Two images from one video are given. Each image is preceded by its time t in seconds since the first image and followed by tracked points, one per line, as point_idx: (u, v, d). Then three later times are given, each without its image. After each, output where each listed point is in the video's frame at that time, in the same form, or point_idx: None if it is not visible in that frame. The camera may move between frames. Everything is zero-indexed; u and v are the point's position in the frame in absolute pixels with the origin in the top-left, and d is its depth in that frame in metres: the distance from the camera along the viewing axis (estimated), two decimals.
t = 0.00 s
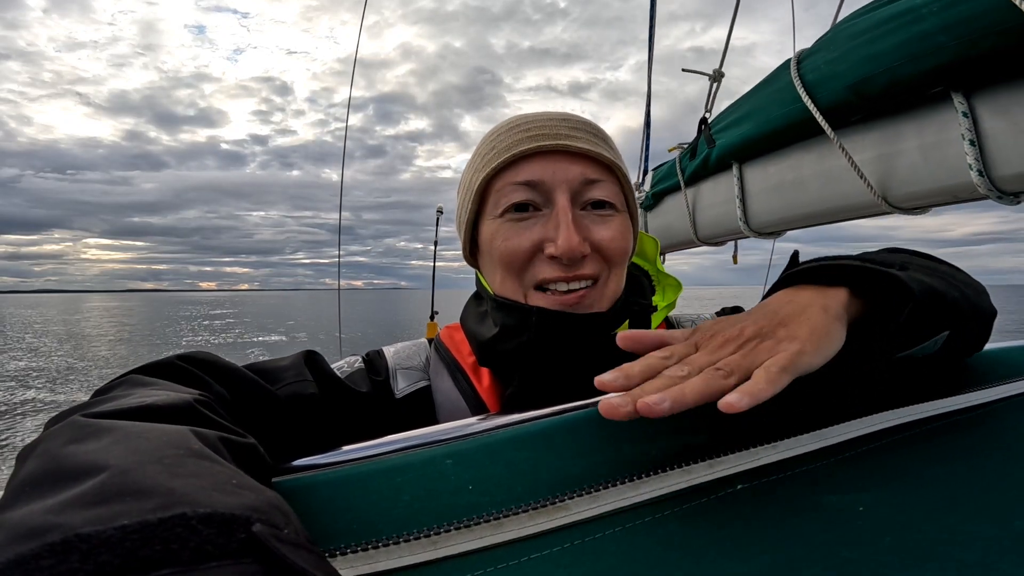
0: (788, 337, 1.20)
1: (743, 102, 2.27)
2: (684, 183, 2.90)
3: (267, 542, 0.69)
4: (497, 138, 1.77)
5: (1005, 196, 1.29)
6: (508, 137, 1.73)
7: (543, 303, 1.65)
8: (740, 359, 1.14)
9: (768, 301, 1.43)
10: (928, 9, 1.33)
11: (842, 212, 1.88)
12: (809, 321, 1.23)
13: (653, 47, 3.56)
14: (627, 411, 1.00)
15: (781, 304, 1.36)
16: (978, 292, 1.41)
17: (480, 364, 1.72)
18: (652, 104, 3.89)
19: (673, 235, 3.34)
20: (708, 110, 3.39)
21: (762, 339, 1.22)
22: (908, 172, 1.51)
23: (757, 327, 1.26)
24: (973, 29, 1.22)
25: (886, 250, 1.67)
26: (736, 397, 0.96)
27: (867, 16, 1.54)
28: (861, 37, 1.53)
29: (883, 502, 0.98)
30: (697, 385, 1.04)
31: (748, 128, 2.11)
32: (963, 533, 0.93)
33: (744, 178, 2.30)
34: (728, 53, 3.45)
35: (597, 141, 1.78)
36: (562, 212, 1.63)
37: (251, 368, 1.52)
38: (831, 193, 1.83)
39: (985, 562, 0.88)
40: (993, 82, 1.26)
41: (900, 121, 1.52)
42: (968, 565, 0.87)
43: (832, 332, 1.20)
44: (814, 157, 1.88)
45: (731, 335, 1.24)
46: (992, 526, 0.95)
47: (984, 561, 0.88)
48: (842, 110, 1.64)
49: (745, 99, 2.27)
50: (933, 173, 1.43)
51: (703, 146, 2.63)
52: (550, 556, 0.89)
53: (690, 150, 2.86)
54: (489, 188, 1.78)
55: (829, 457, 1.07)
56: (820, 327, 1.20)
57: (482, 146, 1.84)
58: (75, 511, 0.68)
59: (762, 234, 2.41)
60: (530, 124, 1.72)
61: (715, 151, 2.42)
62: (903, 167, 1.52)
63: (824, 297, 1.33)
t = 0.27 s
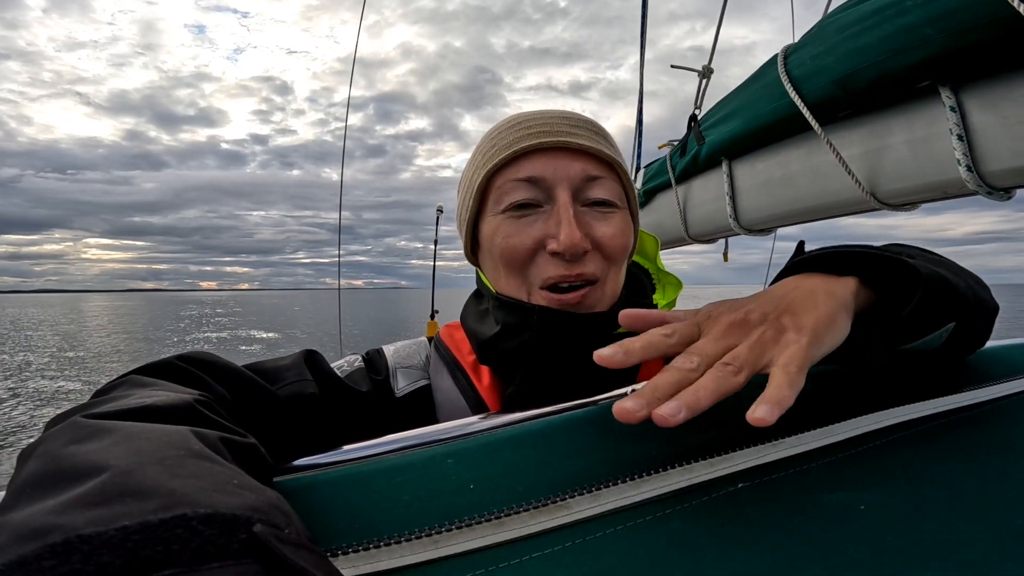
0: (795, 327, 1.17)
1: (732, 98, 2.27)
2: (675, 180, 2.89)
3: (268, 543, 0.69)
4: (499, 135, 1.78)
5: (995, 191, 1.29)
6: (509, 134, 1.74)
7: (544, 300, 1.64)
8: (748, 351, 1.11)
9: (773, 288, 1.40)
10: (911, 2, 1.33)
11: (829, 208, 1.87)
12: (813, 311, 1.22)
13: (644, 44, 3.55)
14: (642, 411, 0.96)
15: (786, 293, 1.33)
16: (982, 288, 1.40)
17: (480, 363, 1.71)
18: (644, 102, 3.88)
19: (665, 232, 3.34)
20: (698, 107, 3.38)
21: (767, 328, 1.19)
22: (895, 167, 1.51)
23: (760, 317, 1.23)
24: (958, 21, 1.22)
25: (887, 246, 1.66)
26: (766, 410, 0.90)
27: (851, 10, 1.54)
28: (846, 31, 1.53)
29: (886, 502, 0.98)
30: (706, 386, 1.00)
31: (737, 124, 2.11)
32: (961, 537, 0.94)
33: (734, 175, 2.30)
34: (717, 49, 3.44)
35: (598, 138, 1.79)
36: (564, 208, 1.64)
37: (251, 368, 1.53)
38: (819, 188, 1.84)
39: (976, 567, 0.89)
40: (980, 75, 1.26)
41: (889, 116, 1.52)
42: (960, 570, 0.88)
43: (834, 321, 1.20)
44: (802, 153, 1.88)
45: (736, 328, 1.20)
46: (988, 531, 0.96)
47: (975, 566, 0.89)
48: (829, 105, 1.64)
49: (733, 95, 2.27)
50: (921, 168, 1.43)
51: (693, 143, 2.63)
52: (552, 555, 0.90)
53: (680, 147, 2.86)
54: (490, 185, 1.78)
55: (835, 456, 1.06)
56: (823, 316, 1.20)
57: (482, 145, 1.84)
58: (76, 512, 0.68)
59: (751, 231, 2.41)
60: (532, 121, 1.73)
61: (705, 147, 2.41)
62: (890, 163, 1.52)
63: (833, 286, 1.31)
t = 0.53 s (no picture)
0: (792, 424, 1.09)
1: (727, 94, 2.27)
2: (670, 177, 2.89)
3: (261, 542, 0.69)
4: (489, 133, 1.77)
5: (991, 187, 1.29)
6: (498, 132, 1.73)
7: (532, 296, 1.66)
8: (740, 446, 1.06)
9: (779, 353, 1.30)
10: None
11: (824, 205, 1.86)
12: (819, 400, 1.13)
13: (641, 42, 3.54)
14: (616, 509, 0.95)
15: (794, 367, 1.21)
16: (993, 323, 1.37)
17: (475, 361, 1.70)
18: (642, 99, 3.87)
19: (660, 230, 3.34)
20: (694, 105, 3.38)
21: (766, 422, 1.10)
22: (890, 164, 1.50)
23: (763, 401, 1.13)
24: (951, 15, 1.22)
25: (893, 258, 1.63)
26: (726, 509, 0.94)
27: (844, 5, 1.54)
28: (840, 26, 1.53)
29: (889, 500, 0.97)
30: (683, 490, 0.97)
31: (731, 121, 2.12)
32: (975, 530, 0.91)
33: (729, 172, 2.30)
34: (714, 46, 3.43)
35: (588, 135, 1.78)
36: (552, 204, 1.64)
37: (248, 367, 1.53)
38: (812, 185, 1.83)
39: (994, 557, 0.85)
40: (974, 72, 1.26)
41: (881, 113, 1.52)
42: (976, 561, 0.84)
43: (834, 418, 1.12)
44: (797, 149, 1.88)
45: (737, 409, 1.11)
46: (1006, 520, 0.93)
47: (993, 557, 0.85)
48: (823, 100, 1.64)
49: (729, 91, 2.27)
50: (915, 164, 1.42)
51: (688, 140, 2.64)
52: (551, 553, 0.88)
53: (676, 144, 2.86)
54: (480, 182, 1.78)
55: (819, 457, 1.10)
56: (826, 413, 1.12)
57: (474, 143, 1.84)
58: (71, 512, 0.69)
59: (745, 229, 2.41)
60: (520, 119, 1.72)
61: (701, 145, 2.42)
62: (884, 160, 1.51)
63: (845, 366, 1.20)
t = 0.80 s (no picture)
0: (786, 434, 1.09)
1: (727, 93, 2.27)
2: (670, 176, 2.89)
3: (254, 543, 0.69)
4: (477, 136, 1.78)
5: (991, 185, 1.29)
6: (485, 134, 1.73)
7: (520, 295, 1.66)
8: (729, 451, 1.06)
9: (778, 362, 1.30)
10: None
11: (824, 203, 1.85)
12: (812, 413, 1.13)
13: (640, 41, 3.54)
14: (595, 503, 0.96)
15: (792, 377, 1.21)
16: (991, 326, 1.38)
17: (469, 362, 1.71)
18: (642, 98, 3.87)
19: (660, 228, 3.33)
20: (693, 104, 3.38)
21: (761, 431, 1.10)
22: (889, 162, 1.50)
23: (758, 411, 1.13)
24: (952, 13, 1.22)
25: (896, 256, 1.63)
26: (701, 508, 0.94)
27: (844, 4, 1.55)
28: (839, 25, 1.54)
29: (890, 499, 0.97)
30: (664, 489, 0.98)
31: (731, 120, 2.12)
32: (975, 529, 0.91)
33: (730, 171, 2.30)
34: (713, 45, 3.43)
35: (575, 135, 1.78)
36: (537, 204, 1.64)
37: (246, 368, 1.53)
38: (812, 183, 1.83)
39: (995, 557, 0.85)
40: (975, 70, 1.26)
41: (881, 111, 1.52)
42: (976, 560, 0.84)
43: (827, 432, 1.12)
44: (797, 148, 1.88)
45: (732, 418, 1.12)
46: (1005, 519, 0.93)
47: (994, 555, 0.85)
48: (823, 99, 1.64)
49: (728, 90, 2.27)
50: (915, 161, 1.42)
51: (688, 138, 2.64)
52: (551, 552, 0.88)
53: (676, 143, 2.86)
54: (468, 184, 1.79)
55: (818, 455, 1.11)
56: (819, 426, 1.12)
57: (464, 146, 1.84)
58: (65, 514, 0.69)
59: (746, 227, 2.40)
60: (507, 121, 1.72)
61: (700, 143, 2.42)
62: (884, 157, 1.51)
63: (840, 379, 1.20)
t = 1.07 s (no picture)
0: (788, 434, 1.09)
1: (729, 92, 2.27)
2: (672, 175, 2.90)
3: (248, 547, 0.69)
4: (477, 137, 1.78)
5: (996, 184, 1.28)
6: (486, 135, 1.73)
7: (520, 295, 1.67)
8: (729, 451, 1.06)
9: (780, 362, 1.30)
10: None
11: (827, 203, 1.86)
12: (815, 412, 1.13)
13: (641, 40, 3.53)
14: (596, 505, 0.96)
15: (793, 377, 1.21)
16: (991, 324, 1.38)
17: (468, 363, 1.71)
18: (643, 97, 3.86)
19: (662, 228, 3.34)
20: (695, 103, 3.37)
21: (762, 430, 1.10)
22: (893, 161, 1.50)
23: (759, 412, 1.13)
24: (958, 13, 1.22)
25: (898, 254, 1.63)
26: (701, 509, 0.94)
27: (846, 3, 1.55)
28: (842, 24, 1.53)
29: (892, 501, 0.97)
30: (664, 490, 0.98)
31: (734, 118, 2.12)
32: (976, 530, 0.91)
33: (732, 170, 2.30)
34: (714, 43, 3.42)
35: (575, 135, 1.78)
36: (538, 203, 1.65)
37: (243, 369, 1.53)
38: (816, 182, 1.83)
39: (997, 558, 0.85)
40: (979, 69, 1.26)
41: (884, 109, 1.52)
42: (978, 562, 0.85)
43: (830, 432, 1.12)
44: (799, 147, 1.88)
45: (733, 418, 1.12)
46: (1007, 520, 0.93)
47: (996, 557, 0.85)
48: (826, 98, 1.64)
49: (729, 91, 2.29)
50: (921, 161, 1.42)
51: (690, 138, 2.64)
52: (551, 555, 0.89)
53: (679, 142, 2.86)
54: (469, 184, 1.79)
55: (821, 456, 1.11)
56: (821, 425, 1.12)
57: (464, 147, 1.84)
58: (58, 517, 0.69)
59: (750, 226, 2.41)
60: (508, 121, 1.72)
61: (703, 142, 2.42)
62: (888, 156, 1.51)
63: (843, 378, 1.20)
